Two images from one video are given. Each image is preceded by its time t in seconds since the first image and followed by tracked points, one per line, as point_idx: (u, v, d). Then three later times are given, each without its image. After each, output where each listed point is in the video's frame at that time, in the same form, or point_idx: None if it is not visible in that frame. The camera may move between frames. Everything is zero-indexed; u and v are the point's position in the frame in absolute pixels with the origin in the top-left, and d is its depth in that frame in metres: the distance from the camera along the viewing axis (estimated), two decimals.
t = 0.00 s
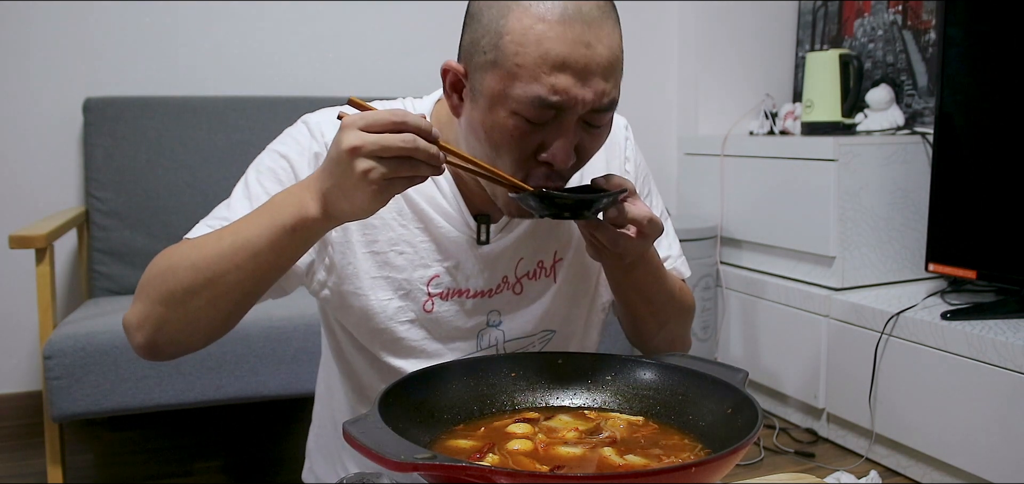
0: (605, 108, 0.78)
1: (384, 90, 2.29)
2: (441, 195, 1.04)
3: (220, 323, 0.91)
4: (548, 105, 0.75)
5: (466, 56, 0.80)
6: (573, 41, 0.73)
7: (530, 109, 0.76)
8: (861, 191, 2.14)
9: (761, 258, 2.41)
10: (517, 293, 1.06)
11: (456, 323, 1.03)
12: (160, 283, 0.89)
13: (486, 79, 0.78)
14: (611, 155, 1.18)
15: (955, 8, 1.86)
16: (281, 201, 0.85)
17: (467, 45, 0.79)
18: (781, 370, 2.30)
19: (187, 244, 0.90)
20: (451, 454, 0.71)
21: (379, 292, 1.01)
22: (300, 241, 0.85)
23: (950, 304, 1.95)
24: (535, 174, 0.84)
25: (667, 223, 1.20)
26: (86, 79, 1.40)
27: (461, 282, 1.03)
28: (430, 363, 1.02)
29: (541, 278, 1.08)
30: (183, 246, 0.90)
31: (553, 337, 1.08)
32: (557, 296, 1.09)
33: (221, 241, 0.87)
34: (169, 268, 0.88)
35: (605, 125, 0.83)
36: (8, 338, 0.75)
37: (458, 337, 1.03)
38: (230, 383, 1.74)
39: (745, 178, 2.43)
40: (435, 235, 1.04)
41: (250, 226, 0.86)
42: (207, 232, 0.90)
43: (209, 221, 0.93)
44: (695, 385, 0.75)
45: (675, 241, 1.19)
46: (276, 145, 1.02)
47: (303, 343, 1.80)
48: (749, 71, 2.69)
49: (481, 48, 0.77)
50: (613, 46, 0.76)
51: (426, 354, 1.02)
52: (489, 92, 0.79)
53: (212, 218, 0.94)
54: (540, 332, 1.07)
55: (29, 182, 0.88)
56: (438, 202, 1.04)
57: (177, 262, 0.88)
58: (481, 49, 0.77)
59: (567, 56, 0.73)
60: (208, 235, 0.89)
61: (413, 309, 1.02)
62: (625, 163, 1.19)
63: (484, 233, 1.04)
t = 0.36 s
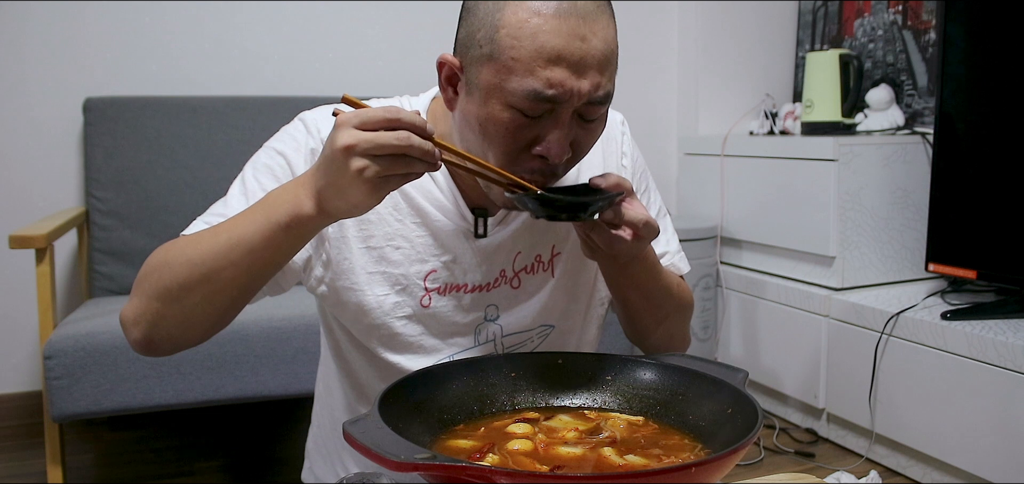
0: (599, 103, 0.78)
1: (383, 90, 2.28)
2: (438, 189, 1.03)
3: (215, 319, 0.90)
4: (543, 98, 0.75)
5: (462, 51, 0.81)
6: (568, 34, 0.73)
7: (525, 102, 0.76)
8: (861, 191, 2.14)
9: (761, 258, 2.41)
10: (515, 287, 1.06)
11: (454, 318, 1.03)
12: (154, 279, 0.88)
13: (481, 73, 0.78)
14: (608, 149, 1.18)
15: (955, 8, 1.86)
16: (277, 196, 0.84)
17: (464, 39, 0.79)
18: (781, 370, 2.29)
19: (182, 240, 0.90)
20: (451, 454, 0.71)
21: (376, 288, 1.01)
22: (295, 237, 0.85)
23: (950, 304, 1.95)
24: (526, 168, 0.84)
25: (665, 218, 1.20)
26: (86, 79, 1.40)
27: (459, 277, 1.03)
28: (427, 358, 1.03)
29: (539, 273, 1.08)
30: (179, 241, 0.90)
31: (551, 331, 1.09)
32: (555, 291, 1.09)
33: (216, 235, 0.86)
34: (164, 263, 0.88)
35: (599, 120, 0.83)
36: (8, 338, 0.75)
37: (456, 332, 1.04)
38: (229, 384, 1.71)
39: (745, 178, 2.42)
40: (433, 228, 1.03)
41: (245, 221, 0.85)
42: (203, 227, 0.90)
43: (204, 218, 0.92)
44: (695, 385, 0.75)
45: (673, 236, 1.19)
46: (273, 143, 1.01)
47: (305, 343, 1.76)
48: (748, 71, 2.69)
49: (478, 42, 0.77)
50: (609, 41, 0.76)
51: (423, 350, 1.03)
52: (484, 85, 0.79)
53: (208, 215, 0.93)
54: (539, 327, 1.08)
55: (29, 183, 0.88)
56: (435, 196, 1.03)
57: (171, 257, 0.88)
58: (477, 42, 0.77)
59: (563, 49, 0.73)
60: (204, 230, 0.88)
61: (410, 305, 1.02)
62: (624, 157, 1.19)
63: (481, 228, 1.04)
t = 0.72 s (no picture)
0: (599, 91, 0.77)
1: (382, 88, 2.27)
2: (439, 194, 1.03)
3: (207, 323, 0.91)
4: (543, 82, 0.75)
5: (463, 36, 0.81)
6: (569, 19, 0.73)
7: (523, 86, 0.75)
8: (861, 191, 2.14)
9: (761, 258, 2.41)
10: (514, 292, 1.06)
11: (452, 321, 1.03)
12: (146, 285, 0.88)
13: (482, 57, 0.78)
14: (612, 157, 1.17)
15: (956, 8, 1.86)
16: (265, 207, 0.84)
17: (465, 23, 0.79)
18: (781, 370, 2.29)
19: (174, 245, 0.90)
20: (451, 454, 0.71)
21: (374, 289, 1.02)
22: (284, 246, 0.85)
23: (950, 304, 1.95)
24: (526, 155, 0.83)
25: (665, 227, 1.20)
26: (86, 79, 1.40)
27: (457, 278, 1.03)
28: (424, 361, 1.03)
29: (538, 278, 1.07)
30: (170, 247, 0.90)
31: (551, 338, 1.07)
32: (554, 297, 1.08)
33: (206, 243, 0.86)
34: (157, 269, 0.88)
35: (600, 110, 0.82)
36: (9, 338, 0.75)
37: (454, 335, 1.03)
38: (229, 384, 1.72)
39: (745, 178, 2.42)
40: (431, 231, 1.03)
41: (234, 230, 0.85)
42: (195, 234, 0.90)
43: (202, 221, 0.93)
44: (695, 385, 0.75)
45: (673, 245, 1.19)
46: (272, 144, 1.02)
47: (303, 344, 1.77)
48: (748, 71, 2.69)
49: (479, 25, 0.77)
50: (609, 29, 0.76)
51: (421, 352, 1.03)
52: (483, 69, 0.79)
53: (205, 216, 0.94)
54: (538, 333, 1.07)
55: (29, 183, 0.88)
56: (435, 199, 1.04)
57: (164, 263, 0.88)
58: (478, 26, 0.77)
59: (563, 33, 0.73)
60: (195, 236, 0.88)
61: (408, 307, 1.02)
62: (627, 166, 1.18)
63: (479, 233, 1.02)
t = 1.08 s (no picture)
0: (612, 107, 0.79)
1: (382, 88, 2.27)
2: (445, 200, 1.01)
3: (223, 349, 0.89)
4: (558, 97, 0.76)
5: (476, 45, 0.81)
6: (586, 35, 0.75)
7: (538, 99, 0.76)
8: (861, 191, 2.14)
9: (761, 258, 2.41)
10: (520, 301, 1.06)
11: (457, 330, 1.03)
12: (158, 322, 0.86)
13: (495, 67, 0.78)
14: (620, 166, 1.15)
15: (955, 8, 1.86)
16: (263, 246, 0.79)
17: (479, 33, 0.80)
18: (781, 370, 2.29)
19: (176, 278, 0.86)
20: (451, 454, 0.71)
21: (378, 299, 1.01)
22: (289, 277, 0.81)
23: (950, 304, 1.95)
24: (537, 170, 0.83)
25: (666, 237, 1.20)
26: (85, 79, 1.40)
27: (463, 288, 1.03)
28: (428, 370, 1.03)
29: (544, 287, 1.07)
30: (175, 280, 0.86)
31: (555, 347, 1.09)
32: (559, 306, 1.08)
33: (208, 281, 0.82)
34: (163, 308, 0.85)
35: (610, 125, 0.83)
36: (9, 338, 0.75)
37: (458, 344, 1.04)
38: (228, 384, 1.71)
39: (745, 178, 2.42)
40: (436, 239, 1.02)
41: (237, 266, 0.81)
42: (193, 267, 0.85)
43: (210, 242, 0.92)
44: (695, 385, 0.75)
45: (672, 254, 1.19)
46: (273, 155, 1.01)
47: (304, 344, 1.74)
48: (748, 71, 2.69)
49: (494, 36, 0.78)
50: (625, 44, 0.77)
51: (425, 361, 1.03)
52: (495, 80, 0.79)
53: (211, 236, 0.93)
54: (541, 343, 1.08)
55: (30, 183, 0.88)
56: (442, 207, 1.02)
57: (169, 302, 0.85)
58: (493, 37, 0.78)
59: (580, 48, 0.75)
60: (194, 271, 0.84)
61: (413, 317, 1.02)
62: (635, 177, 1.17)
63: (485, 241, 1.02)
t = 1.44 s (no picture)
0: (612, 115, 0.78)
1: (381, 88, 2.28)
2: (446, 204, 1.02)
3: (245, 372, 0.95)
4: (556, 105, 0.75)
5: (478, 47, 0.80)
6: (588, 43, 0.73)
7: (537, 107, 0.76)
8: (861, 191, 2.14)
9: (761, 258, 2.41)
10: (518, 303, 1.06)
11: (456, 332, 1.03)
12: (186, 345, 0.92)
13: (496, 72, 0.78)
14: (621, 169, 1.15)
15: (955, 8, 1.86)
16: (296, 281, 0.85)
17: (481, 36, 0.78)
18: (781, 370, 2.29)
19: (203, 307, 0.91)
20: (451, 454, 0.71)
21: (376, 302, 1.01)
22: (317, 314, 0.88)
23: (950, 304, 1.95)
24: (536, 173, 0.84)
25: (665, 239, 1.20)
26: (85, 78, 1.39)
27: (461, 290, 1.03)
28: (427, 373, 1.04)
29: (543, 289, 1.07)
30: (199, 304, 0.91)
31: (553, 349, 1.09)
32: (557, 308, 1.08)
33: (238, 310, 0.88)
34: (193, 332, 0.91)
35: (611, 130, 0.82)
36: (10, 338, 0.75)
37: (457, 346, 1.04)
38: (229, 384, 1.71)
39: (745, 178, 2.42)
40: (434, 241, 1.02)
41: (269, 299, 0.87)
42: (222, 293, 0.91)
43: (224, 259, 0.93)
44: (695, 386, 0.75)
45: (671, 257, 1.20)
46: (274, 163, 1.00)
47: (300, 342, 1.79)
48: (748, 71, 2.69)
49: (495, 41, 0.76)
50: (626, 51, 0.75)
51: (424, 364, 1.03)
52: (496, 85, 0.78)
53: (224, 252, 0.93)
54: (540, 345, 1.08)
55: (31, 183, 0.88)
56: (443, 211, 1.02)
57: (197, 325, 0.90)
58: (494, 41, 0.77)
59: (580, 57, 0.73)
60: (223, 299, 0.90)
61: (411, 319, 1.02)
62: (635, 179, 1.17)
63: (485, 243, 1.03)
